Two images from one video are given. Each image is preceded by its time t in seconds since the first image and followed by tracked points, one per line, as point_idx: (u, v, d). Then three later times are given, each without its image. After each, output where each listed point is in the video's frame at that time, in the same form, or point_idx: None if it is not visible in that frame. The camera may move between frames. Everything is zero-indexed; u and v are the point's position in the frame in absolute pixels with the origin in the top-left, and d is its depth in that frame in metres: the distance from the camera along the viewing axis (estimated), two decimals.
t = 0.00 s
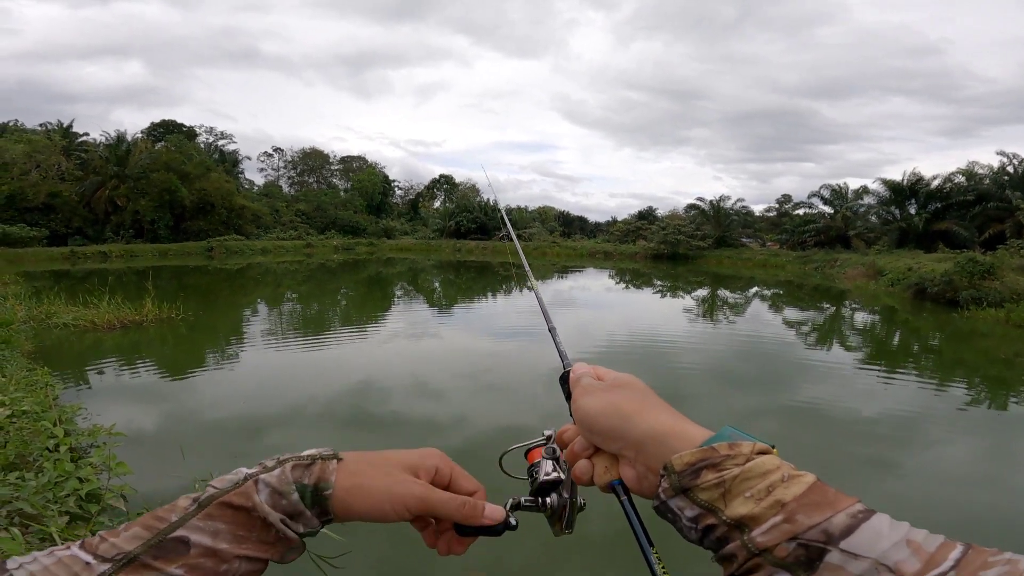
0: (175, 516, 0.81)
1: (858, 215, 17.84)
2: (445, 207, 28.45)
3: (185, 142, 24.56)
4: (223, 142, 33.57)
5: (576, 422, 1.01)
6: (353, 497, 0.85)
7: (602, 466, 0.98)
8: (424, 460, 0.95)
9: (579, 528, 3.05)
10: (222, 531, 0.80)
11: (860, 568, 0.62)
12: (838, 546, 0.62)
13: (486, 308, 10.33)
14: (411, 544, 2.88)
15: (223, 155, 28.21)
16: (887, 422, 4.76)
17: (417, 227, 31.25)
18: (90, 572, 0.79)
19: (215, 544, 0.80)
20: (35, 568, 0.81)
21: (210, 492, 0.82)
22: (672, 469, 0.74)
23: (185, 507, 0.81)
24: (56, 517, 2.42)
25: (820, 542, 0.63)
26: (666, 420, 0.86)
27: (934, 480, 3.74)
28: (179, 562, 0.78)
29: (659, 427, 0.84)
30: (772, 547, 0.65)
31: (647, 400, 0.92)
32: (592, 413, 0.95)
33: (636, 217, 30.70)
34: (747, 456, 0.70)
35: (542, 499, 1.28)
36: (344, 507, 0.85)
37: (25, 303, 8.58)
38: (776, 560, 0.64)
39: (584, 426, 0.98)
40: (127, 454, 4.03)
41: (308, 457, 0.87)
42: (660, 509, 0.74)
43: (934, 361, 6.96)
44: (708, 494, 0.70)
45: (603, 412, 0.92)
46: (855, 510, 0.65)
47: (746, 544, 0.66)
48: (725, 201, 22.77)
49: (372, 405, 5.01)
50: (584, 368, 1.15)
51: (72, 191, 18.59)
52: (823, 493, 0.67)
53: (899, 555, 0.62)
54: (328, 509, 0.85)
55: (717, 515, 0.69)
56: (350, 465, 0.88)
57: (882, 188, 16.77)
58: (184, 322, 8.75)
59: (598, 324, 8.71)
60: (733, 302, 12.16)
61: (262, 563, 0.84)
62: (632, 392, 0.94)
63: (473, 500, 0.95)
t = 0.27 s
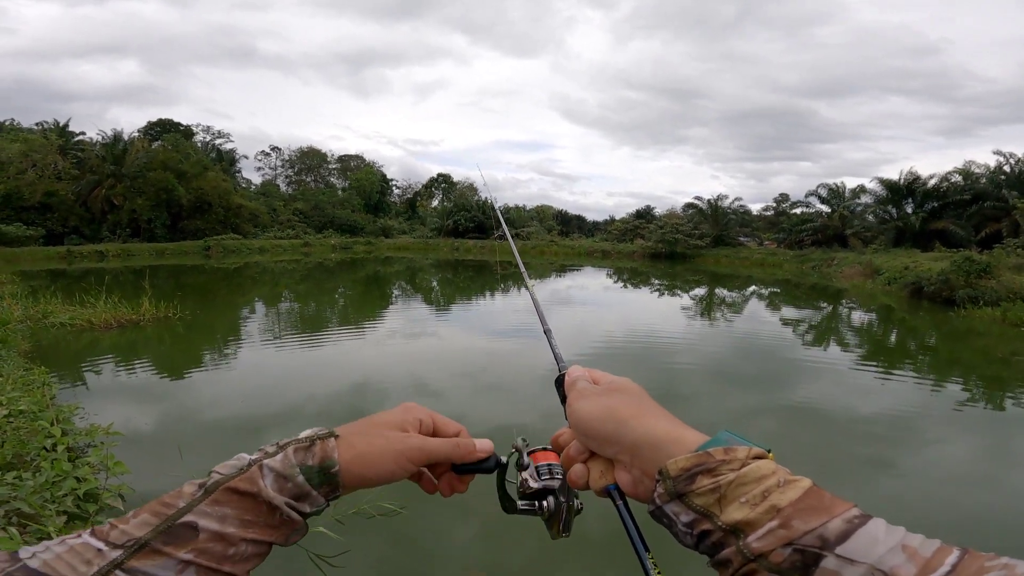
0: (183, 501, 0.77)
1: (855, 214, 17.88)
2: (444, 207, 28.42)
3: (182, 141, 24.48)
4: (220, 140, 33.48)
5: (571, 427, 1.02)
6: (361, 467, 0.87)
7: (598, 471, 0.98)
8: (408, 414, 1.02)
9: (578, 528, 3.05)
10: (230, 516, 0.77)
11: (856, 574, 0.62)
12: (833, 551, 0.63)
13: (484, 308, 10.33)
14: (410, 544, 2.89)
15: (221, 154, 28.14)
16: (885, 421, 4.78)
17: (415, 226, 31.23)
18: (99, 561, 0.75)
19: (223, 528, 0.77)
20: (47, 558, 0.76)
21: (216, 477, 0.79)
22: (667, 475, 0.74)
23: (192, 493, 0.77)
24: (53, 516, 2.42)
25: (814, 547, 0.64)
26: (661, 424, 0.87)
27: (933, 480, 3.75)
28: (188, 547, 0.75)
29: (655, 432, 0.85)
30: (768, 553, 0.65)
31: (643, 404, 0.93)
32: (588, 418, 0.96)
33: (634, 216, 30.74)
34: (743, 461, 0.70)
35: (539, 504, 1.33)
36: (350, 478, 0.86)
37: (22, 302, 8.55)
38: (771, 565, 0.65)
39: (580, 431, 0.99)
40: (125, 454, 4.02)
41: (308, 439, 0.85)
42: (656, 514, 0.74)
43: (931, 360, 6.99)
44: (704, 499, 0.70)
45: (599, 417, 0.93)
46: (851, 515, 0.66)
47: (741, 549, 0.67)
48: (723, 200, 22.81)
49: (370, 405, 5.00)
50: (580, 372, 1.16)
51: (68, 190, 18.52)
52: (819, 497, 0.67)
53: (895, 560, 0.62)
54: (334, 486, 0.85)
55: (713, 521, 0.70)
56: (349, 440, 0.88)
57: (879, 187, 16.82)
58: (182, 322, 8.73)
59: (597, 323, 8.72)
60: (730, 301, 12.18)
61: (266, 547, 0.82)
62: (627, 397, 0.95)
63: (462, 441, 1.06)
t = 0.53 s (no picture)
0: (219, 525, 0.81)
1: (855, 213, 17.88)
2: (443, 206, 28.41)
3: (181, 141, 24.50)
4: (220, 141, 33.49)
5: (570, 426, 1.02)
6: (379, 508, 0.96)
7: (598, 471, 0.98)
8: (414, 462, 1.06)
9: (578, 527, 3.06)
10: (260, 542, 0.82)
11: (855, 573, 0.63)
12: (833, 551, 0.64)
13: (484, 307, 10.33)
14: (411, 543, 2.90)
15: (220, 155, 28.14)
16: (885, 420, 4.79)
17: (415, 226, 31.21)
18: None
19: (253, 553, 0.82)
20: (88, 570, 0.79)
21: (253, 504, 0.84)
22: (668, 475, 0.75)
23: (230, 517, 0.82)
24: (55, 517, 2.43)
25: (816, 546, 0.65)
26: (661, 425, 0.87)
27: (933, 479, 3.76)
28: (219, 568, 0.80)
29: (655, 435, 0.85)
30: (768, 552, 0.66)
31: (643, 405, 0.93)
32: (589, 417, 0.96)
33: (633, 216, 30.75)
34: (743, 462, 0.71)
35: (540, 504, 1.33)
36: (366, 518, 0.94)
37: (21, 303, 8.55)
38: (772, 566, 0.66)
39: (579, 430, 0.99)
40: (125, 454, 4.03)
41: (339, 477, 0.91)
42: (657, 515, 0.75)
43: (931, 358, 7.00)
44: (704, 499, 0.71)
45: (600, 417, 0.94)
46: (851, 515, 0.67)
47: (742, 549, 0.68)
48: (722, 199, 22.81)
49: (370, 404, 5.01)
50: (580, 372, 1.16)
51: (67, 191, 18.53)
52: (819, 498, 0.68)
53: (895, 560, 0.63)
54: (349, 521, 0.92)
55: (713, 521, 0.71)
56: (372, 482, 0.96)
57: (878, 186, 16.83)
58: (182, 322, 8.74)
59: (597, 322, 8.72)
60: (730, 300, 12.19)
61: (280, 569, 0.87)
62: (627, 398, 0.95)
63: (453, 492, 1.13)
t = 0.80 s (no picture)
0: (204, 536, 0.77)
1: (858, 211, 17.81)
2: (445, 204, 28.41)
3: (184, 139, 24.53)
4: (222, 138, 33.52)
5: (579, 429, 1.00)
6: (377, 529, 0.83)
7: (607, 472, 0.97)
8: (435, 495, 0.91)
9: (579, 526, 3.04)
10: (249, 554, 0.77)
11: None
12: (837, 552, 0.62)
13: (485, 305, 10.34)
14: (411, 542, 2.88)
15: (222, 153, 28.18)
16: (887, 418, 4.76)
17: (416, 224, 31.22)
18: None
19: (241, 566, 0.76)
20: None
21: (240, 514, 0.80)
22: (673, 477, 0.73)
23: (216, 528, 0.78)
24: (58, 515, 2.41)
25: (819, 547, 0.63)
26: (669, 428, 0.85)
27: (934, 477, 3.74)
28: None
29: (662, 437, 0.83)
30: (773, 553, 0.64)
31: (652, 408, 0.91)
32: (596, 420, 0.94)
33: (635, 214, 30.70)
34: (748, 465, 0.69)
35: (551, 502, 1.29)
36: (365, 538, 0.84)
37: (25, 300, 8.59)
38: (776, 567, 0.64)
39: (587, 433, 0.96)
40: (127, 451, 4.03)
41: (335, 485, 0.85)
42: (663, 516, 0.73)
43: (933, 357, 6.96)
44: (708, 502, 0.69)
45: (607, 420, 0.92)
46: (855, 515, 0.65)
47: (747, 550, 0.66)
48: (724, 197, 22.76)
49: (372, 402, 5.00)
50: (587, 371, 1.13)
51: (70, 189, 18.58)
52: (824, 499, 0.66)
53: (900, 561, 0.61)
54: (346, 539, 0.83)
55: (719, 523, 0.69)
56: (372, 499, 0.86)
57: (881, 184, 16.77)
58: (184, 319, 8.76)
59: (598, 320, 8.71)
60: (732, 297, 12.17)
61: None
62: (634, 401, 0.93)
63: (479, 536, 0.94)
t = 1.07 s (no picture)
0: (194, 511, 0.80)
1: (858, 212, 17.81)
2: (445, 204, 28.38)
3: (184, 138, 24.52)
4: (222, 138, 33.49)
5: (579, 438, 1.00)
6: (375, 482, 0.91)
7: (608, 483, 0.97)
8: (426, 440, 1.04)
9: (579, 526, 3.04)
10: (241, 525, 0.80)
11: None
12: (835, 561, 0.62)
13: (485, 305, 10.33)
14: (410, 540, 2.89)
15: (222, 153, 28.16)
16: (886, 418, 4.76)
17: (416, 224, 31.21)
18: (110, 569, 0.76)
19: (234, 538, 0.79)
20: (53, 567, 0.77)
21: (228, 486, 0.83)
22: (673, 488, 0.74)
23: (206, 502, 0.81)
24: (56, 515, 2.40)
25: (817, 557, 0.63)
26: (668, 439, 0.86)
27: (933, 476, 3.75)
28: (198, 558, 0.77)
29: (661, 447, 0.84)
30: (772, 562, 0.65)
31: (651, 417, 0.92)
32: (597, 431, 0.94)
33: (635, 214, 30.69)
34: (748, 475, 0.70)
35: (551, 511, 1.28)
36: (363, 493, 0.90)
37: (24, 300, 8.57)
38: None
39: (587, 444, 0.97)
40: (126, 451, 4.03)
41: (320, 450, 0.90)
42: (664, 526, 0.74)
43: (933, 358, 6.96)
44: (708, 512, 0.70)
45: (607, 431, 0.92)
46: (854, 525, 0.65)
47: (746, 559, 0.67)
48: (725, 197, 22.75)
49: (371, 402, 5.00)
50: (589, 383, 1.14)
51: (70, 188, 18.56)
52: (823, 509, 0.66)
53: (896, 570, 0.62)
54: (343, 498, 0.88)
55: (718, 533, 0.69)
56: (362, 456, 0.92)
57: (881, 184, 16.76)
58: (184, 319, 8.75)
59: (598, 320, 8.71)
60: (732, 298, 12.17)
61: (276, 559, 0.84)
62: (633, 411, 0.94)
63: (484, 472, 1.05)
